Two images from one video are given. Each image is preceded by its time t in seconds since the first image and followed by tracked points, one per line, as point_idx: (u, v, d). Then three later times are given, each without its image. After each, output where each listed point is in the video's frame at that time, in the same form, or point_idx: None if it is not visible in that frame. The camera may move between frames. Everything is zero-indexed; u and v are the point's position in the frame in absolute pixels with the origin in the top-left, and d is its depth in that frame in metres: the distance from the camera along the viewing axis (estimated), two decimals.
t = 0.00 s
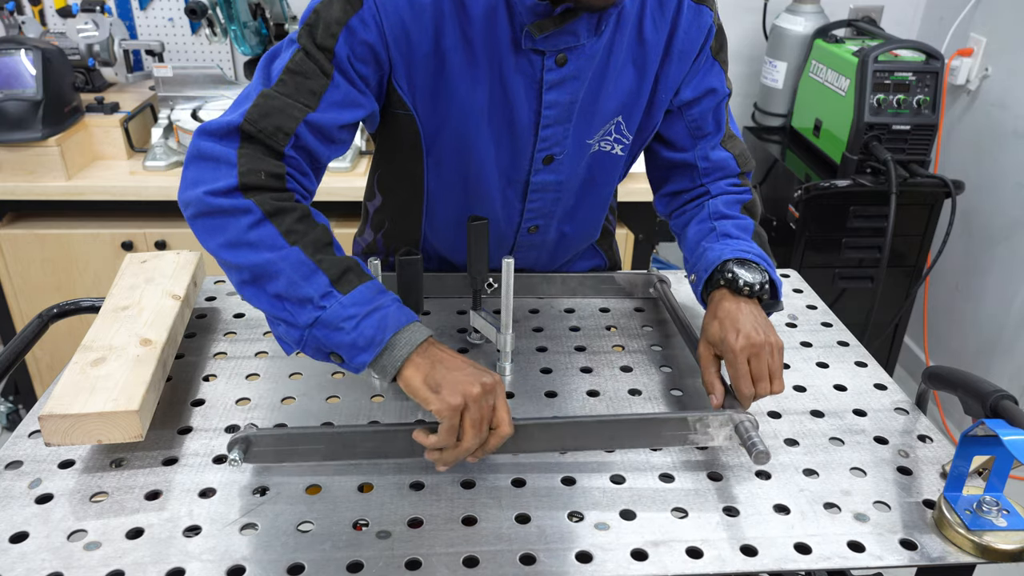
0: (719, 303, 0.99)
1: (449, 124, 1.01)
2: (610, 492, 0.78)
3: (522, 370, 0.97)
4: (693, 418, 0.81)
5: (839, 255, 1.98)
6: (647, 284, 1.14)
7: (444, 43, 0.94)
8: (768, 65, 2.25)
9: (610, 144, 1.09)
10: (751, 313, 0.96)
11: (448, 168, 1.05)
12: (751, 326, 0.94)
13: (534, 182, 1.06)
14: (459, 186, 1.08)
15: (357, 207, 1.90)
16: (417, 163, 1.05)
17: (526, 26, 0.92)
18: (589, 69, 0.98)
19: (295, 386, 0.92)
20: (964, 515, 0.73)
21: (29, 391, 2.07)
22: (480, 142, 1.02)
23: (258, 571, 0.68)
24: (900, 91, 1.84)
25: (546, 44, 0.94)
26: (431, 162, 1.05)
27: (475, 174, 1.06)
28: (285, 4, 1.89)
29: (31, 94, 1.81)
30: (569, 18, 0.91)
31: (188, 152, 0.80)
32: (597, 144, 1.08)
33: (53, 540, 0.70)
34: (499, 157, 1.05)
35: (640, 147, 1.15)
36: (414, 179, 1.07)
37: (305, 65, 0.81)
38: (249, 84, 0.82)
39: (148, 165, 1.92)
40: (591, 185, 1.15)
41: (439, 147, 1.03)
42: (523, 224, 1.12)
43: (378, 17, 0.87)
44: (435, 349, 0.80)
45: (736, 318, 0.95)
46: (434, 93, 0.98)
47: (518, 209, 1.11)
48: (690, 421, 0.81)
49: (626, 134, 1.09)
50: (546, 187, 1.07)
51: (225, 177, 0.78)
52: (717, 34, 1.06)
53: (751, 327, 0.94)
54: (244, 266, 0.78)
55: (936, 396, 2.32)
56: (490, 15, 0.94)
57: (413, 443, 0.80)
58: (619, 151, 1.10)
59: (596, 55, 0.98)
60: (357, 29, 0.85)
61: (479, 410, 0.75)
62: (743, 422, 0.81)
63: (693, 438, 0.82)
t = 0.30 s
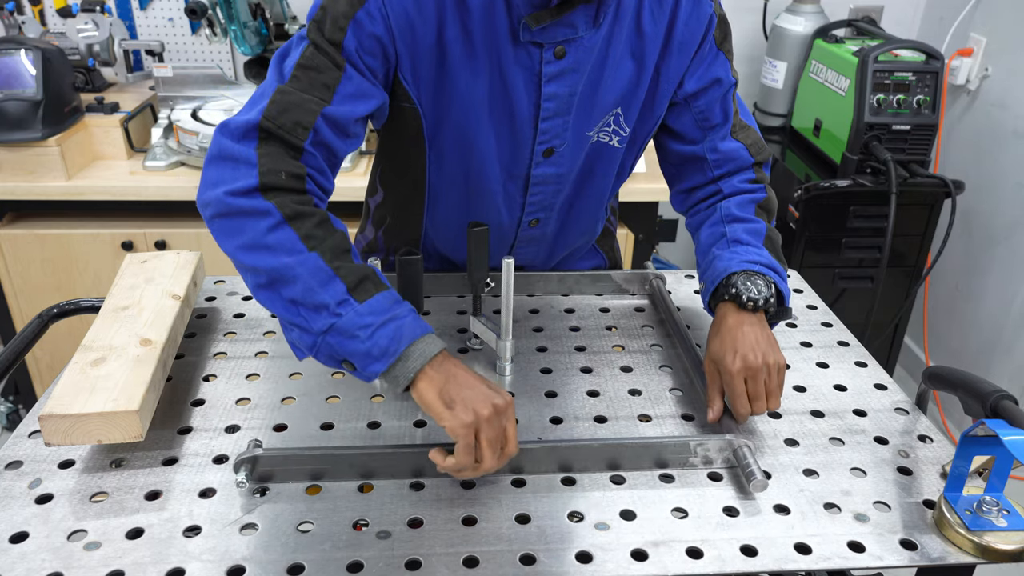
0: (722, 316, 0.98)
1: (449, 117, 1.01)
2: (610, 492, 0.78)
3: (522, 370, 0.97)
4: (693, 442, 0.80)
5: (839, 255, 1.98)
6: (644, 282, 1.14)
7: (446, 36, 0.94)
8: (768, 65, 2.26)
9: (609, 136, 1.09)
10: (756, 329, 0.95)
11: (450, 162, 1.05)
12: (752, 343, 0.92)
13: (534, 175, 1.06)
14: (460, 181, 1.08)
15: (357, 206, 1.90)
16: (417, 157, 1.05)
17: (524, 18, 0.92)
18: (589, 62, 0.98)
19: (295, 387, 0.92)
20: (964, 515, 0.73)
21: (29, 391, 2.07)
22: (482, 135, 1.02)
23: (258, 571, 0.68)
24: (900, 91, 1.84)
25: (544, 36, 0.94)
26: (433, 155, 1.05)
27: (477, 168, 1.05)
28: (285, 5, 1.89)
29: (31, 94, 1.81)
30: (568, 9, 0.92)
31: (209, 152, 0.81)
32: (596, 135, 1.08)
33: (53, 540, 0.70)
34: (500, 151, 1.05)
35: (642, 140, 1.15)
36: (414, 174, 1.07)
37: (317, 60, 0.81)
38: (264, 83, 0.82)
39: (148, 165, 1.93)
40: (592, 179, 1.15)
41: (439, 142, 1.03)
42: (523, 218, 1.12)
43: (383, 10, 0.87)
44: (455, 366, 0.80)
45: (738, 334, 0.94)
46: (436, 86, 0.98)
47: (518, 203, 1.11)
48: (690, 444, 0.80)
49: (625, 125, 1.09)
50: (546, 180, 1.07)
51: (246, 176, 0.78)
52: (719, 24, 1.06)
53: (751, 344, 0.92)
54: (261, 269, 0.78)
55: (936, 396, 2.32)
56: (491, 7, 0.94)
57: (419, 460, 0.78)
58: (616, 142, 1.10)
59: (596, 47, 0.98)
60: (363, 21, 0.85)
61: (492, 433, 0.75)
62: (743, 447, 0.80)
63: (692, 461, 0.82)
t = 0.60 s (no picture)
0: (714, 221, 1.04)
1: (443, 90, 1.03)
2: (610, 492, 0.78)
3: (522, 370, 0.97)
4: (693, 443, 0.80)
5: (839, 255, 1.98)
6: (643, 282, 1.15)
7: (433, 7, 0.97)
8: (768, 65, 2.26)
9: (608, 117, 1.09)
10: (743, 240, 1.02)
11: (445, 137, 1.07)
12: (740, 251, 0.99)
13: (529, 151, 1.07)
14: (454, 158, 1.09)
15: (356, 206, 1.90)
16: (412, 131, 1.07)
17: None
18: (584, 37, 1.00)
19: (295, 387, 0.92)
20: (964, 515, 0.73)
21: (29, 391, 2.07)
22: (476, 109, 1.04)
23: (258, 571, 0.68)
24: (900, 91, 1.84)
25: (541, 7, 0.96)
26: (426, 130, 1.07)
27: (471, 144, 1.07)
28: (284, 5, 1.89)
29: (31, 94, 1.81)
30: None
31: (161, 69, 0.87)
32: (592, 116, 1.08)
33: (53, 540, 0.70)
34: (495, 127, 1.07)
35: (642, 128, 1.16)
36: (406, 149, 1.09)
37: (279, 9, 0.88)
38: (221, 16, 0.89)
39: (148, 165, 1.92)
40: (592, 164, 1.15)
41: (433, 115, 1.06)
42: (520, 198, 1.13)
43: None
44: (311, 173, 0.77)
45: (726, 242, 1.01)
46: (425, 56, 1.01)
47: (515, 182, 1.12)
48: (690, 444, 0.80)
49: (622, 108, 1.09)
50: (541, 157, 1.08)
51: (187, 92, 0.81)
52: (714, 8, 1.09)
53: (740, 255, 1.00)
54: (175, 138, 0.80)
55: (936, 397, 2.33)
56: None
57: (419, 461, 0.78)
58: (614, 125, 1.10)
59: (592, 23, 1.00)
60: None
61: (356, 252, 0.75)
62: (743, 446, 0.80)
63: (692, 462, 0.82)
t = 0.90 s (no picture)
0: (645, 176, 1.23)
1: (428, 62, 1.13)
2: (610, 492, 0.78)
3: (522, 370, 0.97)
4: (693, 443, 0.80)
5: (839, 255, 1.98)
6: (644, 281, 1.15)
7: None
8: (768, 65, 2.26)
9: (589, 88, 1.18)
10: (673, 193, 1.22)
11: (430, 105, 1.17)
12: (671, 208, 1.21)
13: (512, 120, 1.17)
14: (442, 131, 1.20)
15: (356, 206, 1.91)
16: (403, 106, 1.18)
17: None
18: (558, 4, 1.09)
19: (295, 387, 0.92)
20: (964, 515, 0.73)
21: (29, 391, 2.07)
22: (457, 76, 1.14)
23: (258, 570, 0.68)
24: (900, 91, 1.84)
25: None
26: (410, 97, 1.17)
27: (455, 111, 1.17)
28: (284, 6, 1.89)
29: (31, 94, 1.81)
30: None
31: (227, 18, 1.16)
32: (576, 88, 1.18)
33: (53, 540, 0.70)
34: (477, 99, 1.16)
35: (628, 102, 1.26)
36: (398, 125, 1.20)
37: None
38: None
39: (148, 165, 1.93)
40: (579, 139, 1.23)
41: (419, 88, 1.16)
42: (508, 171, 1.22)
43: None
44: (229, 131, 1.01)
45: (659, 197, 1.21)
46: (401, 29, 1.11)
47: (501, 151, 1.21)
48: (690, 444, 0.80)
49: (606, 77, 1.18)
50: (524, 126, 1.18)
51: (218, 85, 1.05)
52: None
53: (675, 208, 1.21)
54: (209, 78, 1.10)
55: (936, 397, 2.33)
56: None
57: (419, 461, 0.78)
58: (599, 95, 1.20)
59: None
60: None
61: (277, 190, 0.97)
62: (743, 445, 0.80)
63: (691, 461, 0.82)
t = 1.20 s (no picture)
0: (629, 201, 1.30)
1: (399, 52, 1.18)
2: (610, 492, 0.78)
3: (522, 370, 0.97)
4: (693, 443, 0.80)
5: (839, 255, 1.98)
6: (643, 281, 1.15)
7: None
8: (768, 66, 2.26)
9: (554, 65, 1.22)
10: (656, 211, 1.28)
11: (407, 97, 1.22)
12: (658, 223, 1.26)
13: (485, 103, 1.21)
14: (420, 121, 1.24)
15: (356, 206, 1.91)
16: (383, 100, 1.23)
17: None
18: None
19: (295, 387, 0.92)
20: (964, 514, 0.73)
21: (29, 391, 2.07)
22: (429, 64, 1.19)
23: (258, 570, 0.68)
24: (900, 91, 1.84)
25: None
26: (389, 92, 1.22)
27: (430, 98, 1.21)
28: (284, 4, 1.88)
29: (31, 94, 1.81)
30: None
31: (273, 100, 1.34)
32: (541, 68, 1.22)
33: (53, 540, 0.70)
34: (451, 86, 1.20)
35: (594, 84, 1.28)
36: (383, 121, 1.25)
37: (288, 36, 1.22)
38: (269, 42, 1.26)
39: (148, 165, 1.93)
40: (551, 120, 1.26)
41: (394, 81, 1.21)
42: (487, 155, 1.25)
43: None
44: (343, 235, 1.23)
45: (646, 212, 1.27)
46: (375, 27, 1.17)
47: (478, 137, 1.24)
48: (690, 444, 0.80)
49: (569, 55, 1.22)
50: (497, 109, 1.22)
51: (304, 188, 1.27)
52: None
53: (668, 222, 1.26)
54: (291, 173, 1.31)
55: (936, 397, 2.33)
56: None
57: (419, 461, 0.78)
58: (564, 72, 1.23)
59: None
60: None
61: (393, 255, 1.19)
62: (743, 445, 0.80)
63: (691, 460, 0.82)
